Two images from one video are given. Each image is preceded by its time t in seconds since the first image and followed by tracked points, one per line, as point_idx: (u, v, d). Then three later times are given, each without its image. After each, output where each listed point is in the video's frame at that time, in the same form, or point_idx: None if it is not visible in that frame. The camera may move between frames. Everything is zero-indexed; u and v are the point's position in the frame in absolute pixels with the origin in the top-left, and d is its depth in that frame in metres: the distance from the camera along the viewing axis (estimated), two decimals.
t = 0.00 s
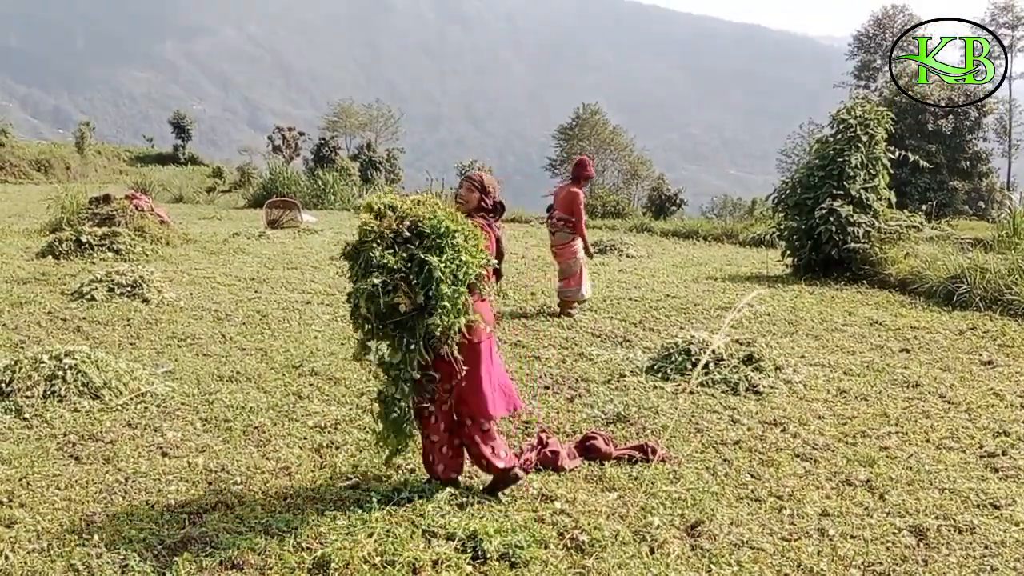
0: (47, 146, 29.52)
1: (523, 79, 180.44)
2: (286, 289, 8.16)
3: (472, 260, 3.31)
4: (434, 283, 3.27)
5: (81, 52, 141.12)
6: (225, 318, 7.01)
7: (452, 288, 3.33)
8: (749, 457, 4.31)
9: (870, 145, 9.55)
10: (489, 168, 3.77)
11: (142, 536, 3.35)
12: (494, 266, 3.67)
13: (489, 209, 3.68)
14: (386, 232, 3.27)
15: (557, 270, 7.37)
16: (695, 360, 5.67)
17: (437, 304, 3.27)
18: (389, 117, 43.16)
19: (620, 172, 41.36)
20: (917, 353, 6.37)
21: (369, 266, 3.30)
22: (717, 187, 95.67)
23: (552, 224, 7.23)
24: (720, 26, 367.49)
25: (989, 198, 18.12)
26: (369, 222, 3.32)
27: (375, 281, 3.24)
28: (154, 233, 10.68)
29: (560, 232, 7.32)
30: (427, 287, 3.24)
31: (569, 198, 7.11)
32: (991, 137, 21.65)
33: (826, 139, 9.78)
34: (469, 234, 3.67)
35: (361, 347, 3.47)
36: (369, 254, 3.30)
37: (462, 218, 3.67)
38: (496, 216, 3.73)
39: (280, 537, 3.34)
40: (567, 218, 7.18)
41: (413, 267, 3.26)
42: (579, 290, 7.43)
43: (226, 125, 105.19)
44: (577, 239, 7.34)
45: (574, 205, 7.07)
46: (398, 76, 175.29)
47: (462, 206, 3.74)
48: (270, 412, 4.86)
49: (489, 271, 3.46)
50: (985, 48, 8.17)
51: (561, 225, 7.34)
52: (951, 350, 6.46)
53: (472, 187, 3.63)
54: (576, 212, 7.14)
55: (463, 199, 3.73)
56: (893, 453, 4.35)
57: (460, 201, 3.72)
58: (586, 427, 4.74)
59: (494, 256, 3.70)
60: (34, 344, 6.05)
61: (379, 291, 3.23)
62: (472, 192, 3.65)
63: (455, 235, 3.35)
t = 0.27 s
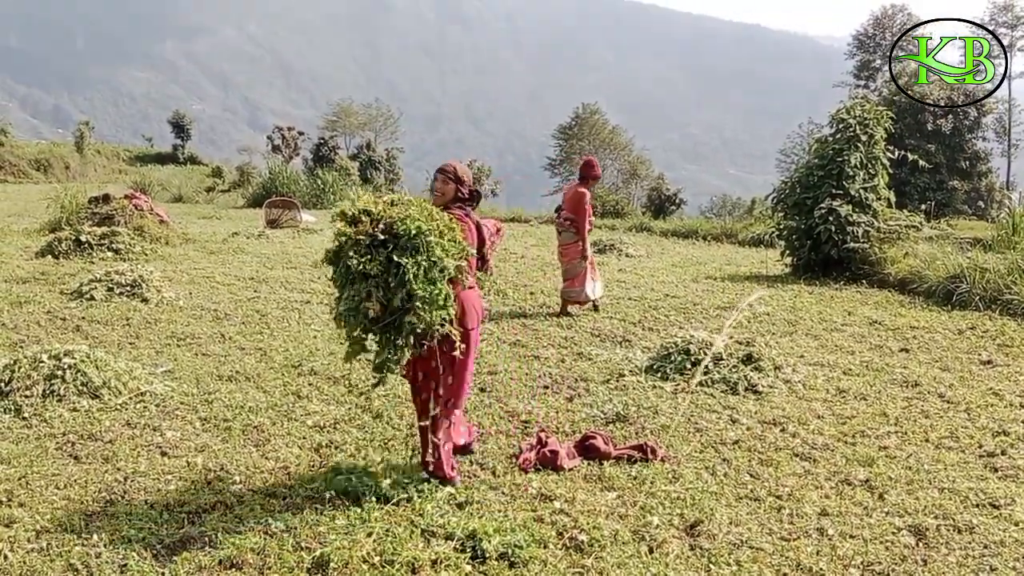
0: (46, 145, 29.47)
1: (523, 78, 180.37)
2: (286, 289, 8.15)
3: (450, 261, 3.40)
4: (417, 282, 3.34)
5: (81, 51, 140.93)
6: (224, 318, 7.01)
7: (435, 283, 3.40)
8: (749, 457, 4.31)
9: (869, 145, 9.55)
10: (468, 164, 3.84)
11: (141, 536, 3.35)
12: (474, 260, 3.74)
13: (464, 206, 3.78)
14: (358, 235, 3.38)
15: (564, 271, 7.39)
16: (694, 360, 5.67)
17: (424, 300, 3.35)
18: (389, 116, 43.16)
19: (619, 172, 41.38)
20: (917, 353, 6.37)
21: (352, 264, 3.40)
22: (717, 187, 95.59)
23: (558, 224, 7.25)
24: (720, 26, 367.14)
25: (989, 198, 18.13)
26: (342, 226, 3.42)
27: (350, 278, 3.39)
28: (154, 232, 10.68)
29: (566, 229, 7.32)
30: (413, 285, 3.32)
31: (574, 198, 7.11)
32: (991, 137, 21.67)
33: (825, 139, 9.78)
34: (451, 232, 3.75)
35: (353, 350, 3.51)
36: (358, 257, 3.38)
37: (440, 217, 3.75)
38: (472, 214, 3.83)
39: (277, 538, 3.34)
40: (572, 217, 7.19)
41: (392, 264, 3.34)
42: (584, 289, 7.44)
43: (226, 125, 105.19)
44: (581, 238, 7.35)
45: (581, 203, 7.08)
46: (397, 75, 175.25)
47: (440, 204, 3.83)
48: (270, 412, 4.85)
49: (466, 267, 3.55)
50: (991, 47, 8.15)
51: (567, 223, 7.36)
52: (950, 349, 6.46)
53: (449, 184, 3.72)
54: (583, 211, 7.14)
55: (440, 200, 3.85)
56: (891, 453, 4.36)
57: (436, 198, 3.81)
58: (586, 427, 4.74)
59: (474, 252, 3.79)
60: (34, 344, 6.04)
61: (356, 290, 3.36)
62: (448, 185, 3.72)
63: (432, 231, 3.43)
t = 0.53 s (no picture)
0: (44, 147, 29.47)
1: (521, 80, 180.49)
2: (283, 290, 8.17)
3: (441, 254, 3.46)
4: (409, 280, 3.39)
5: (78, 51, 140.81)
6: (222, 320, 7.00)
7: (424, 278, 3.45)
8: (746, 458, 4.32)
9: (866, 146, 9.55)
10: (450, 164, 3.92)
11: (137, 539, 3.34)
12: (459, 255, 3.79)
13: (452, 205, 3.86)
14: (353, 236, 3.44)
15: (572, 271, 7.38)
16: (692, 362, 5.68)
17: (413, 300, 3.41)
18: (386, 118, 43.19)
19: (617, 173, 41.42)
20: (915, 355, 6.38)
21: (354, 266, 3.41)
22: (714, 188, 95.59)
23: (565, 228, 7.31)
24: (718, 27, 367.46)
25: (986, 200, 18.18)
26: (336, 229, 3.48)
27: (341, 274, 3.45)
28: (151, 234, 10.68)
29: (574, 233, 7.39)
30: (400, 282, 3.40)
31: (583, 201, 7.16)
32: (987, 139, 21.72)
33: (823, 140, 9.80)
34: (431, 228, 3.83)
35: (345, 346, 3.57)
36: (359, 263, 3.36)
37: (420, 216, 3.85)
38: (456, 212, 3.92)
39: (274, 541, 3.35)
40: (578, 221, 7.27)
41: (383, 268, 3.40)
42: (589, 292, 7.44)
43: (223, 127, 105.15)
44: (589, 242, 7.36)
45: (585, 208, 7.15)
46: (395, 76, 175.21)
47: (421, 203, 3.93)
48: (267, 413, 4.85)
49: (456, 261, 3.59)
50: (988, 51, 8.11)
51: (576, 229, 7.38)
52: (946, 352, 6.48)
53: (433, 185, 3.79)
54: (588, 213, 7.19)
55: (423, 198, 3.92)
56: (890, 454, 4.36)
57: (418, 198, 3.90)
58: (584, 429, 4.74)
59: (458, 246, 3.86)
60: (31, 346, 6.04)
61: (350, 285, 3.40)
62: (432, 187, 3.79)
63: (422, 230, 3.48)
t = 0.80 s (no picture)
0: (42, 151, 29.51)
1: (519, 85, 180.75)
2: (281, 295, 8.17)
3: (426, 245, 3.72)
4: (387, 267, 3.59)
5: (76, 56, 140.91)
6: (220, 325, 7.00)
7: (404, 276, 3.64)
8: (745, 463, 4.31)
9: (863, 153, 9.59)
10: (441, 167, 4.06)
11: (131, 544, 3.33)
12: (445, 257, 3.93)
13: (440, 208, 4.03)
14: (335, 233, 3.67)
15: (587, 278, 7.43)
16: (690, 367, 5.67)
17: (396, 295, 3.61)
18: (384, 123, 43.27)
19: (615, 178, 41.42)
20: (912, 361, 6.38)
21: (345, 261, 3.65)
22: (711, 194, 95.58)
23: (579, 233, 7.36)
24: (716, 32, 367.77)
25: (983, 205, 18.22)
26: (319, 230, 3.72)
27: (330, 268, 3.65)
28: (149, 239, 10.70)
29: (587, 239, 7.45)
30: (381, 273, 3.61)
31: (594, 209, 7.28)
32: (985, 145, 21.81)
33: (821, 146, 9.83)
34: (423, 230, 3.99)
35: (332, 335, 3.79)
36: (340, 253, 3.62)
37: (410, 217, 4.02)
38: (442, 213, 4.06)
39: (273, 547, 3.34)
40: (594, 226, 7.34)
41: (361, 261, 3.62)
42: (612, 294, 7.41)
43: (222, 132, 105.05)
44: (600, 247, 7.45)
45: (597, 216, 7.25)
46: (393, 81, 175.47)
47: (411, 205, 4.09)
48: (265, 418, 4.85)
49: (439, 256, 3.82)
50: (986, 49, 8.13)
51: (588, 232, 7.46)
52: (945, 357, 6.48)
53: (422, 186, 3.93)
54: (599, 221, 7.30)
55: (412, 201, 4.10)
56: (888, 460, 4.36)
57: (408, 201, 4.06)
58: (582, 434, 4.74)
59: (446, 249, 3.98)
60: (28, 351, 6.03)
61: (334, 273, 3.64)
62: (421, 191, 3.96)
63: (407, 232, 3.66)
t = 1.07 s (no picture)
0: (39, 159, 29.50)
1: (516, 93, 181.26)
2: (278, 303, 8.17)
3: (397, 241, 3.87)
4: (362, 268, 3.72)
5: (74, 62, 141.08)
6: (216, 332, 6.99)
7: (371, 275, 3.75)
8: (742, 472, 4.31)
9: (860, 161, 9.61)
10: (426, 172, 4.12)
11: (127, 552, 3.31)
12: (419, 261, 4.00)
13: (425, 213, 4.08)
14: (311, 235, 3.83)
15: (594, 287, 7.51)
16: (688, 375, 5.66)
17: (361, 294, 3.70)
18: (382, 130, 43.30)
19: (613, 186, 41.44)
20: (910, 368, 6.39)
21: (327, 261, 3.78)
22: (708, 201, 95.70)
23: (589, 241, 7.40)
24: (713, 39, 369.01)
25: (981, 213, 18.16)
26: (299, 230, 3.91)
27: (311, 268, 3.78)
28: (146, 246, 10.68)
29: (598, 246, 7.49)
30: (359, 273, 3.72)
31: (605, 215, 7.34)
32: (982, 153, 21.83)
33: (817, 154, 9.88)
34: (401, 240, 4.01)
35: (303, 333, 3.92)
36: (323, 257, 3.74)
37: (392, 225, 4.05)
38: (425, 222, 4.10)
39: (269, 554, 3.33)
40: (607, 232, 7.40)
41: (339, 260, 3.76)
42: (624, 301, 7.48)
43: (219, 140, 104.98)
44: (613, 254, 7.44)
45: (608, 220, 7.32)
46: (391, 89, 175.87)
47: (396, 212, 4.15)
48: (262, 426, 4.83)
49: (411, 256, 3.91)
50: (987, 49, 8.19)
51: (602, 240, 7.47)
52: (941, 365, 6.49)
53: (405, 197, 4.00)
54: (613, 227, 7.34)
55: (390, 206, 4.17)
56: (885, 469, 4.36)
57: (394, 207, 4.11)
58: (579, 441, 4.73)
59: (423, 255, 4.05)
60: (24, 359, 6.01)
61: (310, 269, 3.76)
62: (407, 198, 4.03)
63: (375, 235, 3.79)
